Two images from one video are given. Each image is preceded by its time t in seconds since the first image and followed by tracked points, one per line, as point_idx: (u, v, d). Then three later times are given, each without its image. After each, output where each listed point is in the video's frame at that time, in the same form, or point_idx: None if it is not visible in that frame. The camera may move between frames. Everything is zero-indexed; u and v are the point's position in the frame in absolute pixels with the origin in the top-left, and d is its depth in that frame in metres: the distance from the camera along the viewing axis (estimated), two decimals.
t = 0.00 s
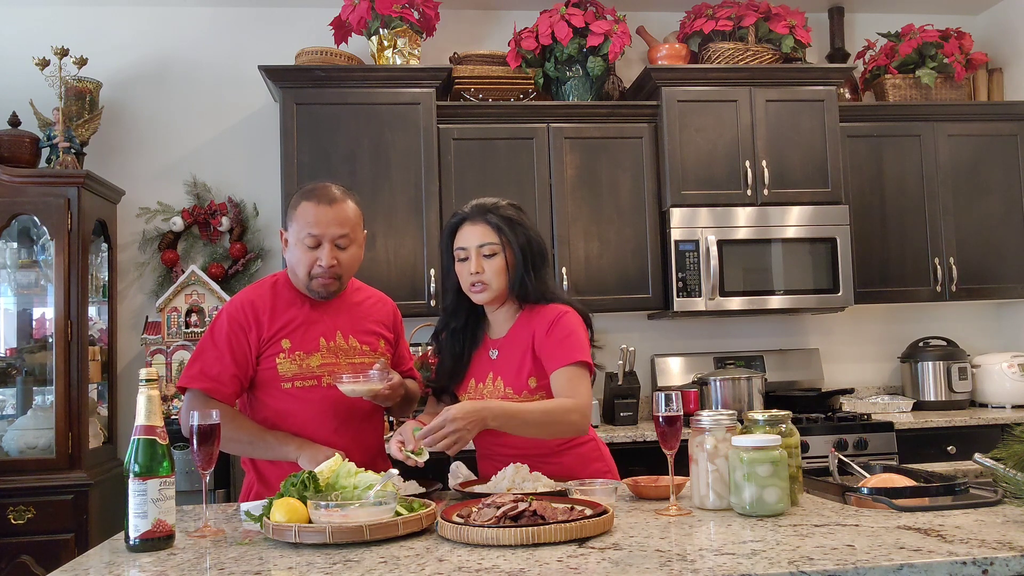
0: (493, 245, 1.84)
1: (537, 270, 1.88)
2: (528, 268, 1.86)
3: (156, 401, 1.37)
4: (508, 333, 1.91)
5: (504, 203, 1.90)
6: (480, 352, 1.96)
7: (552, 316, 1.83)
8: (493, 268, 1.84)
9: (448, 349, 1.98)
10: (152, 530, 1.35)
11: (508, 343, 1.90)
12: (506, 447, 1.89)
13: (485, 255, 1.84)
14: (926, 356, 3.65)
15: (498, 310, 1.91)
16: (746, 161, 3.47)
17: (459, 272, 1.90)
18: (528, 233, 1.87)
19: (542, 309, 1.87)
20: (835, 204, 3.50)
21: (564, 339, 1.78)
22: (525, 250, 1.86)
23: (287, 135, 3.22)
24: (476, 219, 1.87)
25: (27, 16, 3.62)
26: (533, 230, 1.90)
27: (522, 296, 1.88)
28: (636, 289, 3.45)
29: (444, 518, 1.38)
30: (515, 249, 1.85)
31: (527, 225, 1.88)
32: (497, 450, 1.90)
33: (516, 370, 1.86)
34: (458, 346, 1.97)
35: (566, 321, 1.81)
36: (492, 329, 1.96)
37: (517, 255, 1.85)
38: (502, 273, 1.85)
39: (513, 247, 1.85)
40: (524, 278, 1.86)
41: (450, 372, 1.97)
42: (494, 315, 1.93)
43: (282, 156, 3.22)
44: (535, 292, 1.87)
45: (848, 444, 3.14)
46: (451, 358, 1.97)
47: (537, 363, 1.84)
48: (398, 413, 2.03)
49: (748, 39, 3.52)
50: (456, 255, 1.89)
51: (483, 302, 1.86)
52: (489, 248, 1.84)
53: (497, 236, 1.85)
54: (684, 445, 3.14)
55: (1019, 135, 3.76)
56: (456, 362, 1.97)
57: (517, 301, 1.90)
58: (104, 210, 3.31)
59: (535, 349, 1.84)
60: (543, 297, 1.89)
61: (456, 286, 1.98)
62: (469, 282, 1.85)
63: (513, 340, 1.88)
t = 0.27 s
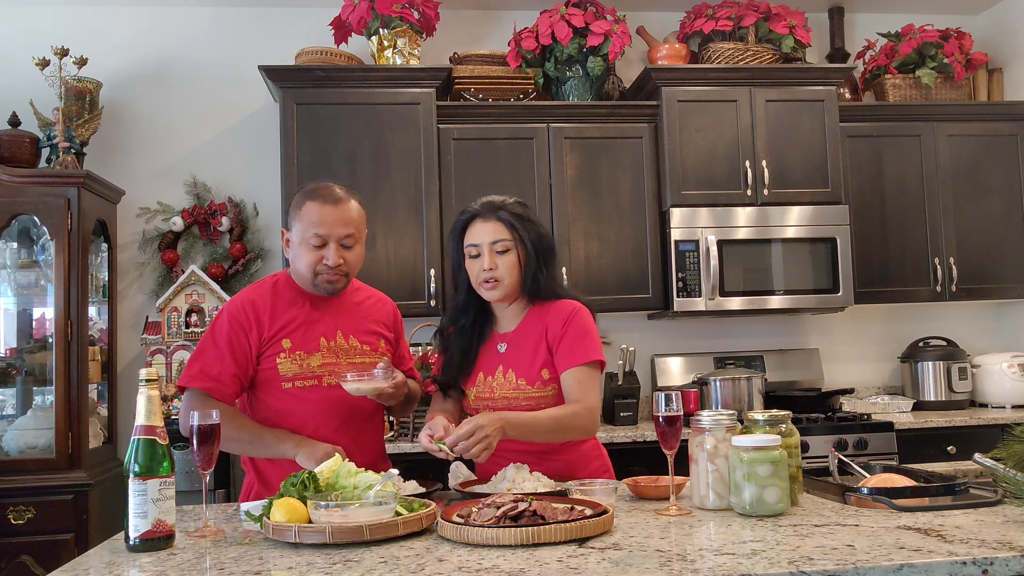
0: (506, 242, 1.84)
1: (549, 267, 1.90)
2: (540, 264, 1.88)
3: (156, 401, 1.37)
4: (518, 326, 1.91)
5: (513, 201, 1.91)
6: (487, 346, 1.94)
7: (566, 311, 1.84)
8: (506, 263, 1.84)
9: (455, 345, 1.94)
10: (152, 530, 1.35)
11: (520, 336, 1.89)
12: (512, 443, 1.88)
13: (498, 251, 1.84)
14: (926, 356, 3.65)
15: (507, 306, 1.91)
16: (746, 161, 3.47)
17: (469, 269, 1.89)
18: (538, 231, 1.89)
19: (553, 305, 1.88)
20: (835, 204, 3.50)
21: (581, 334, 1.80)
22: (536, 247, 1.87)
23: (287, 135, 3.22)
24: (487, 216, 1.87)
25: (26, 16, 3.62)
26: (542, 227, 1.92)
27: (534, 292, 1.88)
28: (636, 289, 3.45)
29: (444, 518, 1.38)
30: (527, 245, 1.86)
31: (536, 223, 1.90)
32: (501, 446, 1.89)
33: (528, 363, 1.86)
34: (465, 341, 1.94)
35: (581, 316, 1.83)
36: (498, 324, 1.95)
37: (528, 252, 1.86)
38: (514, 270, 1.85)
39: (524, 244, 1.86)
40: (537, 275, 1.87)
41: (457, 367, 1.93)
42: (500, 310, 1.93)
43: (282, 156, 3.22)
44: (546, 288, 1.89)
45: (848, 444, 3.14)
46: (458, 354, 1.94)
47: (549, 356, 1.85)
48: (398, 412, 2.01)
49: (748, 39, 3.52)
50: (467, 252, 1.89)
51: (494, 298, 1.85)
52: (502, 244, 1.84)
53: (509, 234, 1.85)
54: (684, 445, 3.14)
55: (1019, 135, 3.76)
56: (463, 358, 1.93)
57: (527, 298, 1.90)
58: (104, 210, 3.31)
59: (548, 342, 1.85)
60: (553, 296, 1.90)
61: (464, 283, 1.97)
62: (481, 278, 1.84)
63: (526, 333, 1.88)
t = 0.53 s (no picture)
0: (517, 241, 1.84)
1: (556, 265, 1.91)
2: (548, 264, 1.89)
3: (156, 401, 1.38)
4: (523, 323, 1.91)
5: (518, 200, 1.92)
6: (491, 345, 1.91)
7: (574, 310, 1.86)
8: (517, 263, 1.83)
9: (460, 346, 1.91)
10: (152, 530, 1.35)
11: (527, 333, 1.89)
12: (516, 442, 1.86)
13: (510, 251, 1.83)
14: (926, 356, 3.65)
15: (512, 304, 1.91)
16: (746, 161, 3.47)
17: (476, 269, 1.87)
18: (544, 229, 1.90)
19: (559, 304, 1.89)
20: (835, 204, 3.50)
21: (591, 331, 1.82)
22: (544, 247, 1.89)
23: (287, 135, 3.22)
24: (496, 215, 1.86)
25: (26, 16, 3.62)
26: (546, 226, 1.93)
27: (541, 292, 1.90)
28: (636, 289, 3.45)
29: (444, 518, 1.38)
30: (536, 245, 1.87)
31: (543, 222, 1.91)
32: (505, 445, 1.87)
33: (536, 360, 1.86)
34: (467, 342, 1.91)
35: (589, 314, 1.86)
36: (501, 322, 1.94)
37: (537, 251, 1.87)
38: (524, 269, 1.85)
39: (532, 243, 1.87)
40: (543, 275, 1.89)
41: (461, 367, 1.90)
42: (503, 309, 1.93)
43: (282, 156, 3.22)
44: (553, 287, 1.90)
45: (848, 444, 3.14)
46: (462, 355, 1.91)
47: (557, 353, 1.86)
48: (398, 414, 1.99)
49: (748, 39, 3.53)
50: (475, 252, 1.86)
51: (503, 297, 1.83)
52: (513, 243, 1.84)
53: (519, 233, 1.85)
54: (684, 445, 3.14)
55: (1019, 135, 3.76)
56: (468, 359, 1.90)
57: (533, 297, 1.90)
58: (104, 210, 3.31)
59: (557, 339, 1.86)
60: (559, 295, 1.91)
61: (468, 282, 1.95)
62: (493, 277, 1.81)
63: (533, 330, 1.88)
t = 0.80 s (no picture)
0: (524, 241, 1.85)
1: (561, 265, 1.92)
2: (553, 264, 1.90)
3: (156, 401, 1.38)
4: (527, 324, 1.90)
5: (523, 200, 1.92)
6: (494, 346, 1.91)
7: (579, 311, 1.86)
8: (524, 262, 1.84)
9: (462, 347, 1.90)
10: (152, 530, 1.35)
11: (531, 333, 1.89)
12: (517, 441, 1.86)
13: (517, 250, 1.84)
14: (926, 356, 3.65)
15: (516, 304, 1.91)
16: (746, 161, 3.47)
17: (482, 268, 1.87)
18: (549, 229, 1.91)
19: (564, 305, 1.90)
20: (835, 204, 3.50)
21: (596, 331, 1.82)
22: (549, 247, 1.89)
23: (287, 135, 3.22)
24: (502, 214, 1.87)
25: (27, 16, 3.62)
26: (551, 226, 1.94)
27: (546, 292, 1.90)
28: (636, 289, 3.45)
29: (444, 518, 1.38)
30: (542, 245, 1.87)
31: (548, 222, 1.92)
32: (506, 445, 1.87)
33: (540, 360, 1.86)
34: (469, 343, 1.90)
35: (594, 316, 1.86)
36: (505, 322, 1.94)
37: (543, 251, 1.88)
38: (530, 269, 1.85)
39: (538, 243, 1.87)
40: (549, 275, 1.89)
41: (464, 367, 1.89)
42: (507, 309, 1.93)
43: (282, 156, 3.22)
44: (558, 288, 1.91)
45: (848, 444, 3.14)
46: (464, 355, 1.90)
47: (561, 354, 1.86)
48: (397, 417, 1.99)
49: (748, 39, 3.53)
50: (481, 251, 1.86)
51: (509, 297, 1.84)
52: (520, 242, 1.84)
53: (525, 232, 1.86)
54: (684, 445, 3.14)
55: (1019, 135, 3.76)
56: (470, 359, 1.90)
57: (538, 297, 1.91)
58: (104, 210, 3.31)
59: (562, 340, 1.86)
60: (563, 296, 1.92)
61: (472, 282, 1.94)
62: (499, 277, 1.82)
63: (538, 331, 1.88)
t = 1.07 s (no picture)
0: (532, 240, 1.85)
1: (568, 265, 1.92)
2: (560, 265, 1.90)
3: (156, 401, 1.38)
4: (531, 327, 1.90)
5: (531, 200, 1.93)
6: (497, 348, 1.91)
7: (583, 314, 1.85)
8: (533, 261, 1.84)
9: (465, 348, 1.91)
10: (152, 530, 1.35)
11: (534, 337, 1.88)
12: (517, 444, 1.86)
13: (525, 248, 1.84)
14: (926, 356, 3.65)
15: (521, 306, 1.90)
16: (746, 161, 3.47)
17: (490, 267, 1.87)
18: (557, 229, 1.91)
19: (569, 307, 1.89)
20: (835, 204, 3.50)
21: (595, 332, 1.80)
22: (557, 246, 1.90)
23: (287, 135, 3.22)
24: (511, 213, 1.87)
25: (27, 16, 3.62)
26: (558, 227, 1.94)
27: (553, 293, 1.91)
28: (636, 289, 3.45)
29: (443, 518, 1.38)
30: (551, 244, 1.88)
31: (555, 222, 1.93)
32: (506, 448, 1.87)
33: (543, 365, 1.84)
34: (473, 345, 1.90)
35: (596, 318, 1.84)
36: (510, 324, 1.94)
37: (550, 251, 1.89)
38: (539, 268, 1.86)
39: (547, 243, 1.88)
40: (556, 276, 1.89)
41: (466, 369, 1.90)
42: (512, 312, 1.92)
43: (282, 157, 3.22)
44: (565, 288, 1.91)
45: (848, 444, 3.14)
46: (467, 356, 1.90)
47: (564, 358, 1.84)
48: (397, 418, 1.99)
49: (748, 39, 3.52)
50: (488, 249, 1.86)
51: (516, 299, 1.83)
52: (529, 241, 1.85)
53: (534, 231, 1.87)
54: (684, 444, 3.14)
55: (1019, 135, 3.76)
56: (473, 361, 1.90)
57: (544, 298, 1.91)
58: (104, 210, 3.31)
59: (564, 344, 1.85)
60: (568, 298, 1.92)
61: (478, 282, 1.94)
62: (507, 275, 1.82)
63: (541, 335, 1.87)
